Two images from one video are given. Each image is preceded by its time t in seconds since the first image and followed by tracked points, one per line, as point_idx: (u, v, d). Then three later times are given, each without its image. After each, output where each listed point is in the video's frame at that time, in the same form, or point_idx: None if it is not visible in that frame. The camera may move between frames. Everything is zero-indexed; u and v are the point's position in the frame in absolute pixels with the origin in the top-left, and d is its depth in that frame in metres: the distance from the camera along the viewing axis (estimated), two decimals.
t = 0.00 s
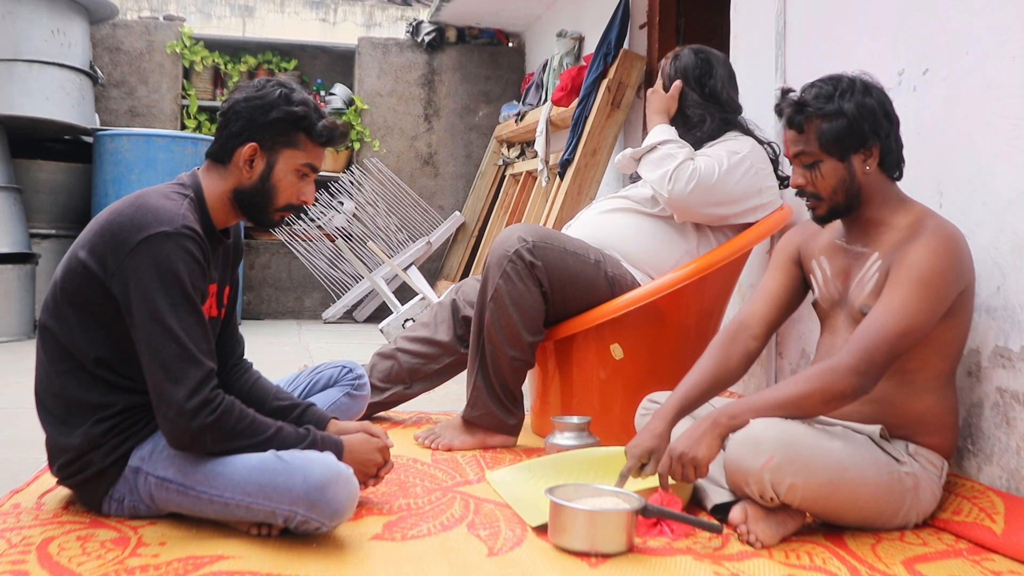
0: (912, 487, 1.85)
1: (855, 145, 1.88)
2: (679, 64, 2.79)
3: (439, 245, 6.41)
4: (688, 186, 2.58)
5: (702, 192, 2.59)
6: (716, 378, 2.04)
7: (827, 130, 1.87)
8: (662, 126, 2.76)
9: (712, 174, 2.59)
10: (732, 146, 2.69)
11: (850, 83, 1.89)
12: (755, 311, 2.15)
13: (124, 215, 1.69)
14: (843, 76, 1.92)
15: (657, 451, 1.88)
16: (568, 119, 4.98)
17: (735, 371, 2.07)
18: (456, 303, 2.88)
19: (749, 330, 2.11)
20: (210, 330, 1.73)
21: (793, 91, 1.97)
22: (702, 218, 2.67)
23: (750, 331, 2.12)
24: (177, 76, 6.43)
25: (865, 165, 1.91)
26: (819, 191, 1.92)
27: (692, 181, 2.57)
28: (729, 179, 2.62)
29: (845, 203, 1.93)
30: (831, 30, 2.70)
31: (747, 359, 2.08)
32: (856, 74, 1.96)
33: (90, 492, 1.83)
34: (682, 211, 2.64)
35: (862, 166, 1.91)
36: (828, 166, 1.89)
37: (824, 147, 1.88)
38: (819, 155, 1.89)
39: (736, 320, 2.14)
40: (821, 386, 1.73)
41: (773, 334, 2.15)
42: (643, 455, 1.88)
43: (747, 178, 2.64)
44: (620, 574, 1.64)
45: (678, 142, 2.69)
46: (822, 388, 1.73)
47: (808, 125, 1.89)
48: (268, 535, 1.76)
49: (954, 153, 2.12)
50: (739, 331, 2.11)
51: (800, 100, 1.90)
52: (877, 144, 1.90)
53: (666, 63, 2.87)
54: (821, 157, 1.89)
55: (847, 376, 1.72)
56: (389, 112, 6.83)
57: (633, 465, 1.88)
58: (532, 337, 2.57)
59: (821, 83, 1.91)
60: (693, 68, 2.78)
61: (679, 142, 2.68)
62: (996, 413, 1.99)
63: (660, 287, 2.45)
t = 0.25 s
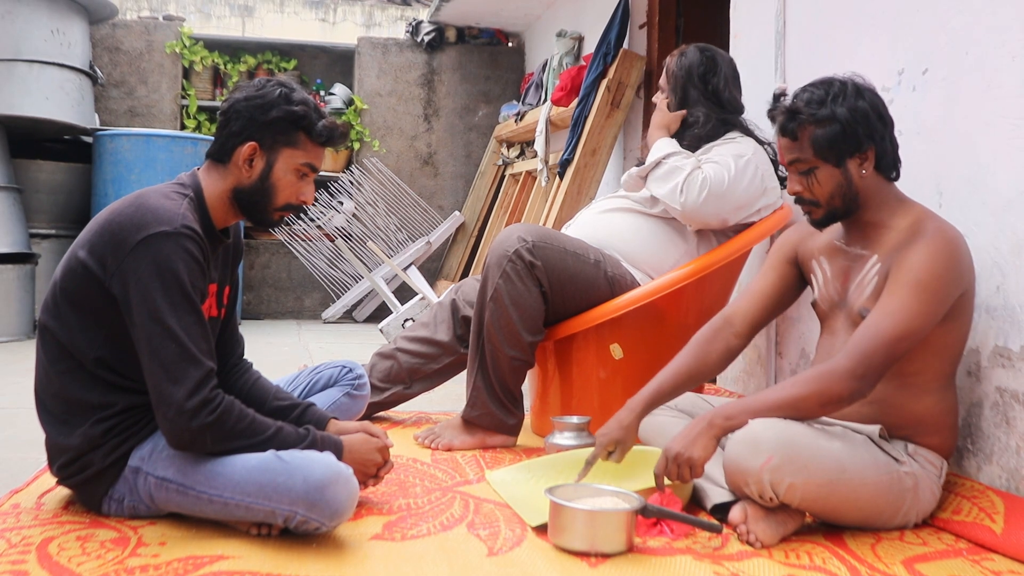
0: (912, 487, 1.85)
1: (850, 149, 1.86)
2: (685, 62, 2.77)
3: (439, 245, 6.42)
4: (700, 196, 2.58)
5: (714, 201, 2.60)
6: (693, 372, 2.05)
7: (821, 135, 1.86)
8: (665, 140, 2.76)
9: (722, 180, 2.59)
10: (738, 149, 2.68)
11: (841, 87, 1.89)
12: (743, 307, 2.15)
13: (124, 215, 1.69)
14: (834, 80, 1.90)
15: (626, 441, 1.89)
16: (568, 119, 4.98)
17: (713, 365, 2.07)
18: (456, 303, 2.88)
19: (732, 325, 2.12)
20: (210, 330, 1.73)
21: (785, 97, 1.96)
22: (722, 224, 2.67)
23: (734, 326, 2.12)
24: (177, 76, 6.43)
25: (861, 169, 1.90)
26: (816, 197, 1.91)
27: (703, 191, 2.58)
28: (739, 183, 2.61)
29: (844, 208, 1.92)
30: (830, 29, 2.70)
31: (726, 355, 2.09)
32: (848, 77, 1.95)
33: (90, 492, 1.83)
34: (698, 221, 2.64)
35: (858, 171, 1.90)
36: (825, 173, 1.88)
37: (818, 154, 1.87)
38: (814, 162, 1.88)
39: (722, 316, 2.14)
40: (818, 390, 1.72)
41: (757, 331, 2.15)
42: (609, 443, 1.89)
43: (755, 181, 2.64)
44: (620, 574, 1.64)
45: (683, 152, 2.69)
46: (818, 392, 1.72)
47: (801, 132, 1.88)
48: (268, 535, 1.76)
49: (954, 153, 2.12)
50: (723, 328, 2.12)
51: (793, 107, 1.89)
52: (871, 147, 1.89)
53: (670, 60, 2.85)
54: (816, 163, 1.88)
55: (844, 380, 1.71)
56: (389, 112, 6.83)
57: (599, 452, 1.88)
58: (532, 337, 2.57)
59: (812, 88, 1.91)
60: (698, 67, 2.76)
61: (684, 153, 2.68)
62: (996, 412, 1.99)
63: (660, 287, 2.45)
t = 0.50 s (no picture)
0: (911, 487, 1.85)
1: (848, 147, 1.87)
2: (688, 60, 2.79)
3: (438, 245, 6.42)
4: (712, 202, 2.58)
5: (725, 204, 2.60)
6: (698, 372, 2.07)
7: (820, 133, 1.86)
8: (652, 160, 2.73)
9: (728, 184, 2.59)
10: (738, 150, 2.68)
11: (843, 86, 1.89)
12: (748, 308, 2.16)
13: (124, 214, 1.69)
14: (836, 78, 1.91)
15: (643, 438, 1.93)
16: (567, 119, 4.98)
17: (717, 367, 2.10)
18: (456, 303, 2.88)
19: (736, 326, 2.13)
20: (210, 330, 1.72)
21: (786, 94, 1.96)
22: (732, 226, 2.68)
23: (738, 327, 2.13)
24: (176, 76, 6.43)
25: (859, 168, 1.90)
26: (812, 195, 1.91)
27: (712, 197, 2.58)
28: (746, 185, 2.61)
29: (840, 206, 1.93)
30: (830, 29, 2.70)
31: (733, 357, 2.11)
32: (850, 77, 1.95)
33: (90, 492, 1.83)
34: (711, 228, 2.64)
35: (856, 169, 1.90)
36: (822, 170, 1.88)
37: (817, 151, 1.87)
38: (812, 159, 1.88)
39: (728, 317, 2.16)
40: (816, 390, 1.73)
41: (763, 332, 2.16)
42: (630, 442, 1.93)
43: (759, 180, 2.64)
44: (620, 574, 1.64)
45: (676, 167, 2.66)
46: (817, 393, 1.72)
47: (800, 128, 1.88)
48: (268, 536, 1.76)
49: (954, 152, 2.12)
50: (729, 328, 2.13)
51: (793, 103, 1.89)
52: (870, 146, 1.89)
53: (673, 60, 2.86)
54: (814, 160, 1.88)
55: (843, 381, 1.72)
56: (389, 112, 6.83)
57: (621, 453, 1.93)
58: (531, 337, 2.58)
59: (814, 86, 1.90)
60: (702, 66, 2.78)
61: (676, 168, 2.66)
62: (996, 412, 2.00)
63: (660, 287, 2.45)
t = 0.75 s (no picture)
0: (911, 487, 1.85)
1: (852, 145, 1.88)
2: (687, 61, 2.80)
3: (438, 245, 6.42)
4: (693, 194, 2.58)
5: (709, 199, 2.59)
6: (711, 376, 2.07)
7: (826, 128, 1.87)
8: (643, 148, 2.77)
9: (713, 179, 2.59)
10: (730, 150, 2.67)
11: (853, 84, 1.89)
12: (755, 313, 2.17)
13: (123, 214, 1.69)
14: (847, 76, 1.91)
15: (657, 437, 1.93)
16: (567, 119, 4.98)
17: (730, 371, 2.10)
18: (455, 303, 2.89)
19: (745, 331, 2.14)
20: (208, 330, 1.72)
21: (797, 87, 1.97)
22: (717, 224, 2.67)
23: (747, 333, 2.14)
24: (176, 76, 6.43)
25: (860, 167, 1.91)
26: (812, 188, 1.92)
27: (694, 190, 2.58)
28: (732, 182, 2.60)
29: (838, 203, 1.93)
30: (830, 30, 2.70)
31: (743, 362, 2.12)
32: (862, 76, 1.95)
33: (89, 493, 1.83)
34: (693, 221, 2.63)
35: (857, 168, 1.91)
36: (824, 164, 1.89)
37: (821, 145, 1.88)
38: (815, 152, 1.89)
39: (735, 324, 2.16)
40: (816, 390, 1.73)
41: (770, 336, 2.18)
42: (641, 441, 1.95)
43: (750, 176, 2.62)
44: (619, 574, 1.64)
45: (665, 159, 2.69)
46: (816, 392, 1.73)
47: (807, 121, 1.89)
48: (267, 536, 1.76)
49: (953, 153, 2.12)
50: (736, 335, 2.14)
51: (802, 95, 1.90)
52: (873, 147, 1.90)
53: (671, 60, 2.87)
54: (816, 153, 1.89)
55: (842, 379, 1.73)
56: (388, 112, 6.83)
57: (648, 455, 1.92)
58: (531, 337, 2.57)
59: (824, 81, 1.91)
60: (701, 67, 2.79)
61: (664, 159, 2.68)
62: (995, 413, 2.00)
63: (660, 287, 2.45)
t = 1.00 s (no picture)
0: (911, 488, 1.85)
1: (850, 146, 1.88)
2: (683, 64, 2.80)
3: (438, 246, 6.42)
4: (679, 184, 2.59)
5: (694, 190, 2.60)
6: (713, 376, 2.07)
7: (824, 129, 1.87)
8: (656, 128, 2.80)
9: (704, 172, 2.60)
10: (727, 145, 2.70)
11: (850, 85, 1.90)
12: (755, 312, 2.17)
13: (123, 215, 1.69)
14: (844, 77, 1.92)
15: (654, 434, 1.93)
16: (567, 119, 4.98)
17: (731, 371, 2.10)
18: (455, 304, 2.89)
19: (745, 331, 2.14)
20: (208, 331, 1.72)
21: (794, 89, 1.98)
22: (698, 218, 2.68)
23: (747, 333, 2.14)
24: (176, 77, 6.43)
25: (860, 167, 1.91)
26: (813, 190, 1.92)
27: (682, 178, 2.59)
28: (721, 179, 2.62)
29: (840, 204, 1.93)
30: (830, 30, 2.70)
31: (744, 360, 2.12)
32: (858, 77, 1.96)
33: (89, 493, 1.83)
34: (675, 211, 2.65)
35: (857, 168, 1.91)
36: (824, 166, 1.89)
37: (819, 147, 1.88)
38: (814, 154, 1.89)
39: (736, 322, 2.17)
40: (817, 390, 1.73)
41: (771, 336, 2.17)
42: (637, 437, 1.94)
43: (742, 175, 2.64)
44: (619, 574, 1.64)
45: (669, 142, 2.73)
46: (817, 392, 1.73)
47: (805, 123, 1.90)
48: (266, 536, 1.76)
49: (953, 154, 2.12)
50: (737, 334, 2.14)
51: (800, 98, 1.91)
52: (873, 147, 1.90)
53: (668, 63, 2.88)
54: (815, 156, 1.89)
55: (843, 380, 1.73)
56: (388, 113, 6.83)
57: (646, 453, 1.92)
58: (531, 338, 2.57)
59: (821, 82, 1.92)
60: (698, 69, 2.78)
61: (670, 144, 2.71)
62: (995, 413, 2.00)
63: (660, 287, 2.45)
